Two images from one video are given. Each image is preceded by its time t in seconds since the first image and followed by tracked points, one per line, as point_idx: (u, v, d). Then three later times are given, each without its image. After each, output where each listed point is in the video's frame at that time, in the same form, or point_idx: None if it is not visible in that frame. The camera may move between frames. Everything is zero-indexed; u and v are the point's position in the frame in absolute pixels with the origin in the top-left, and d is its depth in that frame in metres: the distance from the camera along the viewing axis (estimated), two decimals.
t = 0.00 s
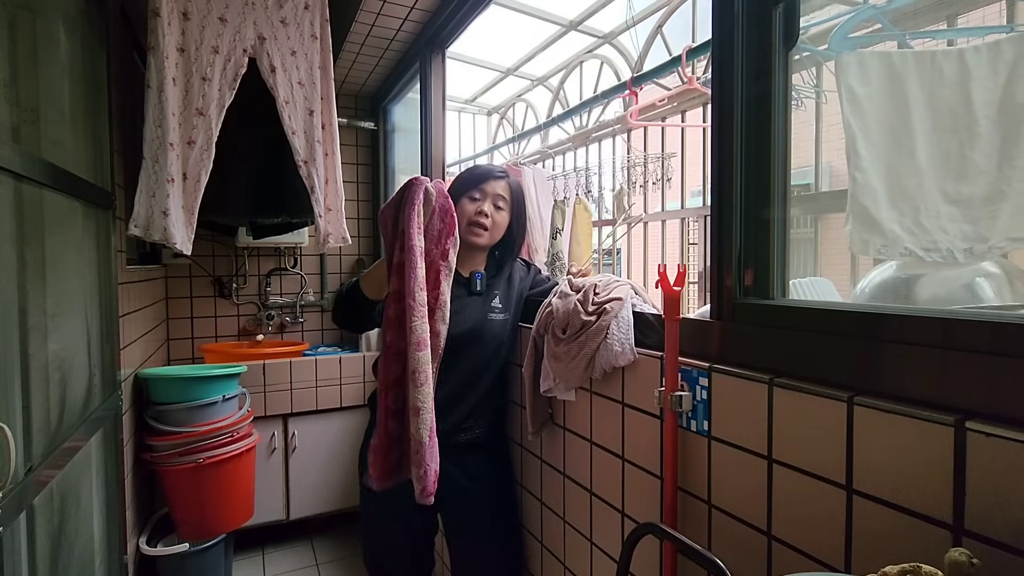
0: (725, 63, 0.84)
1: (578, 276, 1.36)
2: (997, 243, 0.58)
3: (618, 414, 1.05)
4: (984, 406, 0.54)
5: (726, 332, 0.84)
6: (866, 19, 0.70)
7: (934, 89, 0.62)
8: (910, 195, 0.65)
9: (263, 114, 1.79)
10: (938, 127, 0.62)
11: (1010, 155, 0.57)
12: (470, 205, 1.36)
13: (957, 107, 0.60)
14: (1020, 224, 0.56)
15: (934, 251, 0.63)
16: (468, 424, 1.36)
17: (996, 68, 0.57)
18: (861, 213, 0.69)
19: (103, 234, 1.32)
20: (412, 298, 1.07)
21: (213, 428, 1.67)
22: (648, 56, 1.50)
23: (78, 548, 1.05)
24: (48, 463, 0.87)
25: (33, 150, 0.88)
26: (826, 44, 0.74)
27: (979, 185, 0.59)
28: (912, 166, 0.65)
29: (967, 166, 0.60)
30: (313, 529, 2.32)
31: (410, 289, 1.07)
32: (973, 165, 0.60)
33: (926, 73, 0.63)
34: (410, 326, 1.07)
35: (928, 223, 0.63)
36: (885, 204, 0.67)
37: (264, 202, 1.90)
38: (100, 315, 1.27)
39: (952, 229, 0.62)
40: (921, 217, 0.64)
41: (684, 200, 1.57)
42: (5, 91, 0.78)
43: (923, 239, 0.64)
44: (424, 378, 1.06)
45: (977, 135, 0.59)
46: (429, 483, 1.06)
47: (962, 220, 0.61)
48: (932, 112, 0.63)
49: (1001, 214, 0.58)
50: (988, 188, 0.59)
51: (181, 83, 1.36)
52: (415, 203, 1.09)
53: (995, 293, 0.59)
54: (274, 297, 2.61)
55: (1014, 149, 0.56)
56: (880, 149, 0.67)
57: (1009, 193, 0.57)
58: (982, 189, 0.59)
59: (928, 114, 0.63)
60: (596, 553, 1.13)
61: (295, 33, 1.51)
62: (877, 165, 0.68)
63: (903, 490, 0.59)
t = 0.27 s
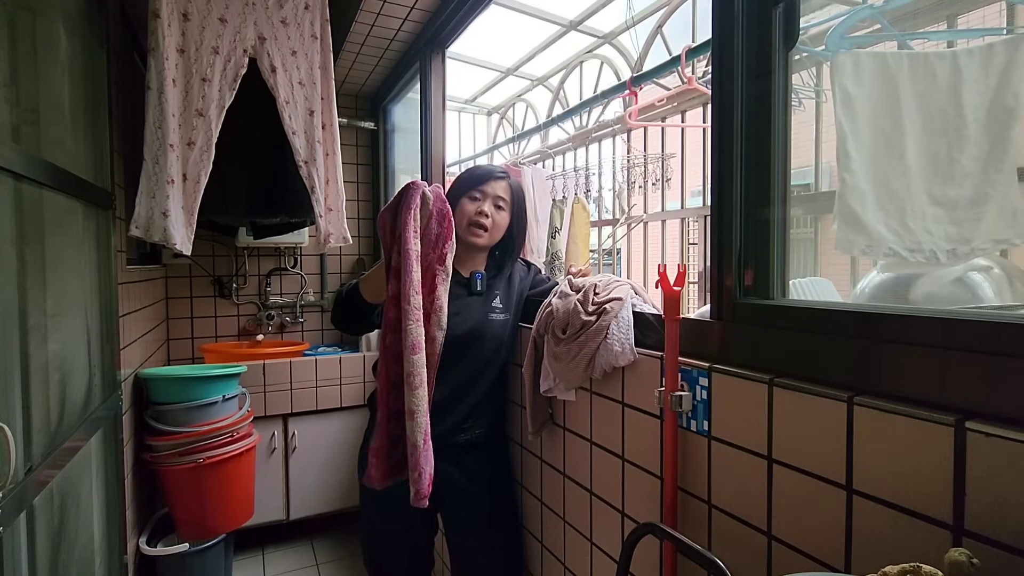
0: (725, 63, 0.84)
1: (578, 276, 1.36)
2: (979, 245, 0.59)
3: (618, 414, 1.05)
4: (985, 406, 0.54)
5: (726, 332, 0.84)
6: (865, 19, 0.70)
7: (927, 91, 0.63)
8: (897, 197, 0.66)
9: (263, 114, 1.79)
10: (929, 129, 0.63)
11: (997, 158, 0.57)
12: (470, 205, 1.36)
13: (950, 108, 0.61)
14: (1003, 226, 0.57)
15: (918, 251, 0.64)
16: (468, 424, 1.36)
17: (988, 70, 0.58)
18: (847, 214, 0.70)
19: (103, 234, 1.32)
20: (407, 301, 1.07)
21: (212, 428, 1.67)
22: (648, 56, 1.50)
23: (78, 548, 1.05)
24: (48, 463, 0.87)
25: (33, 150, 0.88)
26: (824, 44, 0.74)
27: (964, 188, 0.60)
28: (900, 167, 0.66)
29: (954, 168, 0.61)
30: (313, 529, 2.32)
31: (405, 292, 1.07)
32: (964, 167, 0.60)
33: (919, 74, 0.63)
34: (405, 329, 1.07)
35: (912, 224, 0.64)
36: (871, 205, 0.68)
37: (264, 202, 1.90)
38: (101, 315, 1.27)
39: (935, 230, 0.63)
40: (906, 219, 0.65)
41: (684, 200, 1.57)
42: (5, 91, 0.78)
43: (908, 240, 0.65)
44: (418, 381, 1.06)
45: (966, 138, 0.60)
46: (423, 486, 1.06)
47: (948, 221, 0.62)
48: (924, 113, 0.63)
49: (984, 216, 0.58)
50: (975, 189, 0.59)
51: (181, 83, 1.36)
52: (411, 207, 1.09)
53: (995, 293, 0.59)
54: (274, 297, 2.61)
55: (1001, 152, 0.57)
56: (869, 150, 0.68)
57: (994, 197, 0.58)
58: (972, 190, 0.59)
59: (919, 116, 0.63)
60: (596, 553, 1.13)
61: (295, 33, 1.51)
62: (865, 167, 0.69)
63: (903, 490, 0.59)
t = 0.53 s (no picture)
0: (725, 63, 0.84)
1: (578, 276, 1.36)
2: (970, 245, 0.61)
3: (618, 414, 1.04)
4: (984, 406, 0.54)
5: (726, 332, 0.84)
6: (865, 20, 0.70)
7: (923, 92, 0.64)
8: (892, 198, 0.67)
9: (263, 114, 1.79)
10: (923, 130, 0.64)
11: (991, 158, 0.59)
12: (471, 205, 1.35)
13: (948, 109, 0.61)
14: (994, 226, 0.59)
15: (911, 252, 0.66)
16: (468, 424, 1.36)
17: (984, 72, 0.58)
18: (842, 215, 0.71)
19: (103, 234, 1.32)
20: (412, 302, 1.07)
21: (213, 428, 1.67)
22: (648, 56, 1.50)
23: (78, 548, 1.05)
24: (48, 463, 0.87)
25: (34, 150, 0.88)
26: (826, 45, 0.75)
27: (957, 190, 0.61)
28: (895, 168, 0.67)
29: (949, 169, 0.62)
30: (313, 529, 2.32)
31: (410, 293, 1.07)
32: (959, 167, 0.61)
33: (916, 75, 0.64)
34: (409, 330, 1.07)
35: (907, 226, 0.66)
36: (866, 206, 0.69)
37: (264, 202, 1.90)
38: (101, 315, 1.27)
39: (929, 231, 0.64)
40: (900, 220, 0.66)
41: (685, 200, 1.57)
42: (5, 91, 0.78)
43: (901, 240, 0.67)
44: (423, 381, 1.07)
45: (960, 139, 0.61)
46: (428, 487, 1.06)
47: (942, 222, 0.63)
48: (919, 115, 0.64)
49: (977, 217, 0.60)
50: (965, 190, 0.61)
51: (181, 83, 1.36)
52: (416, 209, 1.09)
53: (995, 293, 0.58)
54: (274, 297, 2.61)
55: (995, 154, 0.58)
56: (864, 152, 0.70)
57: (987, 198, 0.59)
58: (966, 190, 0.61)
59: (914, 117, 0.65)
60: (596, 553, 1.13)
61: (295, 33, 1.51)
62: (861, 168, 0.70)
63: (903, 490, 0.59)
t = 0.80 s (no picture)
0: (725, 63, 0.84)
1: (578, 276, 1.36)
2: (981, 244, 0.60)
3: (618, 414, 1.04)
4: (984, 406, 0.54)
5: (726, 332, 0.84)
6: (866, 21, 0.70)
7: (930, 92, 0.63)
8: (900, 198, 0.66)
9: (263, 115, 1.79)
10: (931, 130, 0.63)
11: (999, 158, 0.57)
12: (470, 204, 1.35)
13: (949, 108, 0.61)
14: (1004, 225, 0.57)
15: (921, 252, 0.65)
16: (469, 424, 1.36)
17: (990, 70, 0.58)
18: (848, 216, 0.70)
19: (103, 235, 1.32)
20: (417, 300, 1.07)
21: (213, 428, 1.67)
22: (648, 56, 1.50)
23: (78, 548, 1.05)
24: (48, 463, 0.87)
25: (33, 150, 0.88)
26: (827, 45, 0.74)
27: (966, 189, 0.60)
28: (902, 168, 0.66)
29: (957, 169, 0.61)
30: (313, 529, 2.32)
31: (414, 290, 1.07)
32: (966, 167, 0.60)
33: (922, 75, 0.63)
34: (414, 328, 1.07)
35: (916, 225, 0.64)
36: (873, 207, 0.68)
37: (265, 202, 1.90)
38: (100, 315, 1.27)
39: (939, 230, 0.63)
40: (909, 220, 0.65)
41: (685, 200, 1.57)
42: (5, 91, 0.78)
43: (910, 240, 0.65)
44: (429, 378, 1.07)
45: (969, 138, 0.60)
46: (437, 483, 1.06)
47: (950, 222, 0.62)
48: (925, 115, 0.63)
49: (986, 217, 0.59)
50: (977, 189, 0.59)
51: (181, 83, 1.36)
52: (417, 206, 1.09)
53: (995, 293, 0.58)
54: (274, 297, 2.61)
55: (1003, 152, 0.57)
56: (870, 153, 0.69)
57: (995, 197, 0.58)
58: (976, 190, 0.59)
59: (921, 117, 0.64)
60: (596, 553, 1.13)
61: (295, 33, 1.51)
62: (866, 169, 0.69)
63: (903, 490, 0.59)
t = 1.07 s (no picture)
0: (725, 63, 0.84)
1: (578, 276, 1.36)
2: (1007, 242, 0.57)
3: (618, 414, 1.04)
4: (984, 406, 0.54)
5: (726, 332, 0.84)
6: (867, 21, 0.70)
7: (942, 88, 0.62)
8: (921, 194, 0.64)
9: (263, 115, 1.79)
10: (945, 126, 0.62)
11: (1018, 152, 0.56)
12: (470, 205, 1.35)
13: (959, 105, 0.60)
14: None
15: (945, 251, 0.62)
16: (469, 424, 1.36)
17: (1000, 66, 0.57)
18: (872, 212, 0.68)
19: (103, 234, 1.32)
20: (416, 301, 1.07)
21: (213, 428, 1.67)
22: (648, 56, 1.50)
23: (78, 548, 1.05)
24: (48, 463, 0.87)
25: (33, 150, 0.88)
26: (827, 45, 0.75)
27: (986, 185, 0.59)
28: (921, 164, 0.64)
29: (973, 166, 0.60)
30: (313, 529, 2.32)
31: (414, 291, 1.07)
32: (980, 165, 0.59)
33: (932, 71, 0.63)
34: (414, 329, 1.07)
35: (940, 222, 0.63)
36: (897, 203, 0.66)
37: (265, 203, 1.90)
38: (100, 315, 1.27)
39: (962, 228, 0.61)
40: (933, 217, 0.63)
41: (685, 200, 1.57)
42: (5, 91, 0.78)
43: (936, 238, 0.63)
44: (429, 380, 1.07)
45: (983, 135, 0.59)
46: (436, 485, 1.06)
47: (958, 220, 0.61)
48: (938, 112, 0.62)
49: (1010, 213, 0.57)
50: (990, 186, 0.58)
51: (181, 83, 1.36)
52: (418, 206, 1.09)
53: (995, 293, 0.58)
54: (274, 297, 2.61)
55: (1022, 147, 0.56)
56: (888, 148, 0.67)
57: (1018, 193, 0.56)
58: (989, 186, 0.59)
59: (935, 113, 0.62)
60: (596, 553, 1.13)
61: (294, 33, 1.51)
62: (880, 166, 0.68)
63: (903, 490, 0.59)
